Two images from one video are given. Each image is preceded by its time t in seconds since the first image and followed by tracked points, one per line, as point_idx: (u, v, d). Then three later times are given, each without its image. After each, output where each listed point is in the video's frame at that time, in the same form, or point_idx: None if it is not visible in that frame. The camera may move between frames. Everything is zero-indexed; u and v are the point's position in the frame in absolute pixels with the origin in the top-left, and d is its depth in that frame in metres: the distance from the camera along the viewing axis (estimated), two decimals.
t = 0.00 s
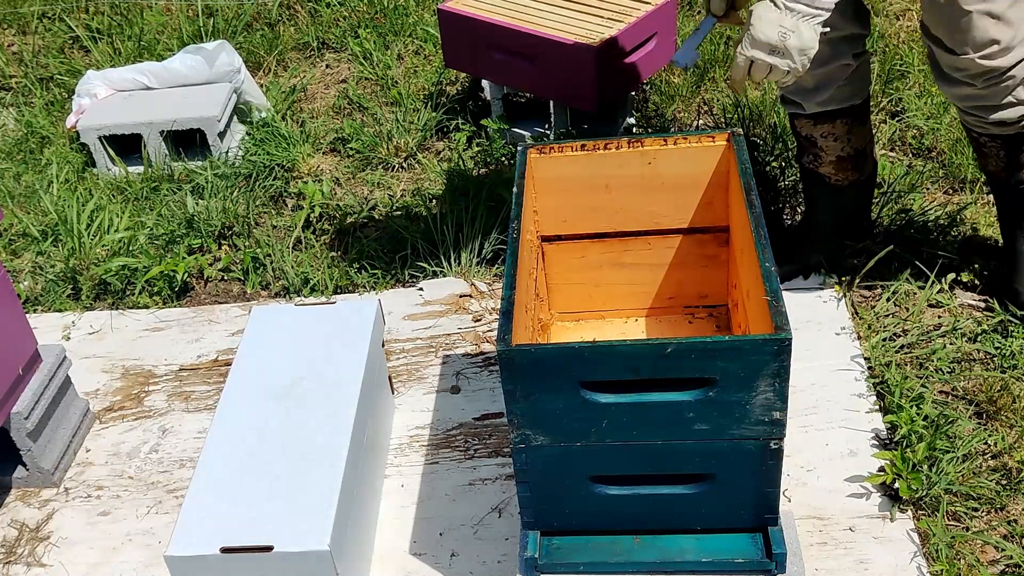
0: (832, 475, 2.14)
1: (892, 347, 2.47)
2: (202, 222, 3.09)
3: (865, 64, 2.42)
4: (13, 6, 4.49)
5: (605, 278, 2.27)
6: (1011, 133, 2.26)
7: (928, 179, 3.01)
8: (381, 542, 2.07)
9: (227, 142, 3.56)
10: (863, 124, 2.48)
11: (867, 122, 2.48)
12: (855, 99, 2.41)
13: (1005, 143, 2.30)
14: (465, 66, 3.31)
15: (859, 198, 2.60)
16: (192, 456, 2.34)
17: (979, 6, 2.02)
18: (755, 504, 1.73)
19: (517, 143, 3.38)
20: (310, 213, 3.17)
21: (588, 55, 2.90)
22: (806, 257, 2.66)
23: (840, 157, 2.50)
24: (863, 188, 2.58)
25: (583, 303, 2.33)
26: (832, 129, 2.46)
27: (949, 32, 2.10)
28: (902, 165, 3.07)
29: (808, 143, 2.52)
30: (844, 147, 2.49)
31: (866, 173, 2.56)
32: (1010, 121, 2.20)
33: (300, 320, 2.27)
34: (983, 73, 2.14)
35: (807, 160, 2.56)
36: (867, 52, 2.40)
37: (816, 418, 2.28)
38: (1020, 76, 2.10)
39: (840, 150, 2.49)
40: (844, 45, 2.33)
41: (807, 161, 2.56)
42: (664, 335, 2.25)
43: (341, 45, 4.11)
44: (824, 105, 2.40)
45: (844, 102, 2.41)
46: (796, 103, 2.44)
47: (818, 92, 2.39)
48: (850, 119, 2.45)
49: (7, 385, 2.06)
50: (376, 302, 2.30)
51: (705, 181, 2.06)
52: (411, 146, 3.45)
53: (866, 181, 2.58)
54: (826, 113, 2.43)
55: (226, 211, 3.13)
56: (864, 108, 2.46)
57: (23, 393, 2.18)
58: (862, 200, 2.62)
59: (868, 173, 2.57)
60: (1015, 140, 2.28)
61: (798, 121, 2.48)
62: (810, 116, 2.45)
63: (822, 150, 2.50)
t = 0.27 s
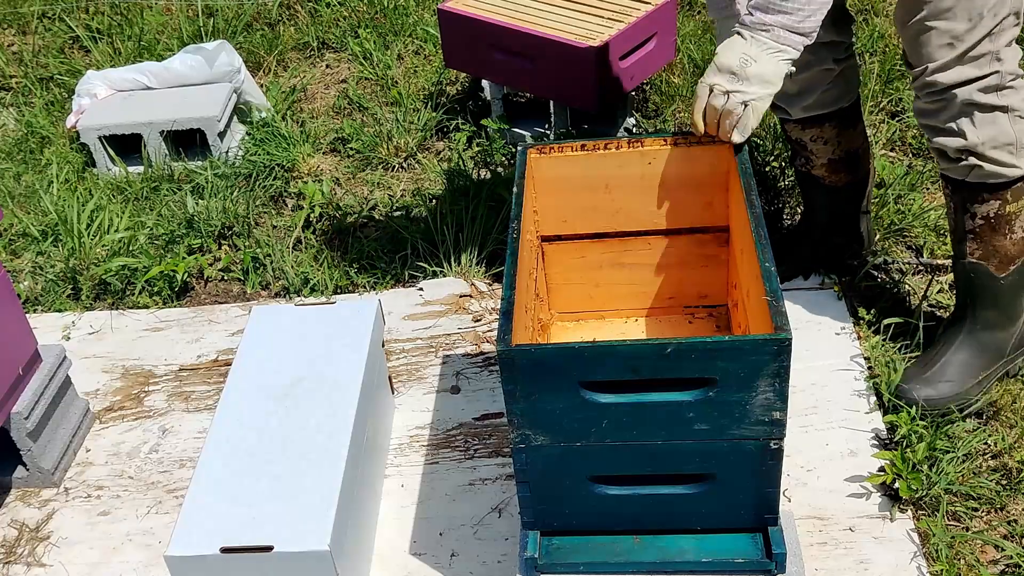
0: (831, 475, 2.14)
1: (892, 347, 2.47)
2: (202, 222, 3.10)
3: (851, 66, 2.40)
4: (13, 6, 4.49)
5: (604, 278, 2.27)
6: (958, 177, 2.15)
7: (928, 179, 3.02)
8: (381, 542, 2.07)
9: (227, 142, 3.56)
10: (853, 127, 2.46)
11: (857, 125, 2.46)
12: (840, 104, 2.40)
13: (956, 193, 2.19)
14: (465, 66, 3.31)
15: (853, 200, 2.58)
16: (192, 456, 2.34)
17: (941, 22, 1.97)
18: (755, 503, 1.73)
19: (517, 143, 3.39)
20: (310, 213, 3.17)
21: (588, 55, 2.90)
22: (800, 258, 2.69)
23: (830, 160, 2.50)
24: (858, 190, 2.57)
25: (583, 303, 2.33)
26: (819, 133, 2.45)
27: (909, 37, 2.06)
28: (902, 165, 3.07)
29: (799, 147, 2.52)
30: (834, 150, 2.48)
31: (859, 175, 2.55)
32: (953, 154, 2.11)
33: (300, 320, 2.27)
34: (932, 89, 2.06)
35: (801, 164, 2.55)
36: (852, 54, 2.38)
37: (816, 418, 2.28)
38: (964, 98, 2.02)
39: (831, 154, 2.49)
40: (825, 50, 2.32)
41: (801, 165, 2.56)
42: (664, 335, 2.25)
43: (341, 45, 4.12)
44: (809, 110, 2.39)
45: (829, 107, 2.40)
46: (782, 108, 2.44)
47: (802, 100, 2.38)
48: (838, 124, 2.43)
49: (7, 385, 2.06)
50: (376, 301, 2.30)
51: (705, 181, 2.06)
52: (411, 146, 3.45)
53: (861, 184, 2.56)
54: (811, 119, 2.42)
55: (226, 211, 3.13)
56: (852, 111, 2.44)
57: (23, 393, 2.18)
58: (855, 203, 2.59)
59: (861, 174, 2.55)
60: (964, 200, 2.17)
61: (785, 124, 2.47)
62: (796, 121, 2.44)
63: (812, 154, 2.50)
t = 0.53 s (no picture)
0: (831, 475, 2.14)
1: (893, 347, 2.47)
2: (202, 222, 3.09)
3: (855, 78, 2.36)
4: (13, 6, 4.49)
5: (604, 278, 2.27)
6: (962, 203, 2.13)
7: (928, 178, 3.02)
8: (381, 541, 2.07)
9: (227, 142, 3.56)
10: (856, 136, 2.46)
11: (861, 133, 2.46)
12: (843, 116, 2.39)
13: (962, 218, 2.17)
14: (465, 66, 3.31)
15: (854, 204, 2.59)
16: (192, 456, 2.34)
17: (960, 47, 1.94)
18: (755, 503, 1.73)
19: (517, 143, 3.39)
20: (310, 213, 3.17)
21: (588, 55, 2.90)
22: (798, 259, 2.71)
23: (833, 167, 2.50)
24: (860, 195, 2.58)
25: (583, 303, 2.32)
26: (822, 143, 2.45)
27: (922, 57, 2.03)
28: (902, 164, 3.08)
29: (802, 153, 2.52)
30: (836, 158, 2.48)
31: (861, 182, 2.55)
32: (956, 183, 2.09)
33: (300, 320, 2.27)
34: (941, 115, 2.04)
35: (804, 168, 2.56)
36: (856, 66, 2.34)
37: (816, 418, 2.28)
38: (969, 130, 1.99)
39: (833, 161, 2.49)
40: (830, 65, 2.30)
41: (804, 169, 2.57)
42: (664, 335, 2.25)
43: (341, 45, 4.11)
44: (812, 122, 2.40)
45: (833, 118, 2.40)
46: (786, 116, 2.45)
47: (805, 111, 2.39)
48: (840, 134, 2.43)
49: (7, 385, 2.06)
50: (376, 301, 2.30)
51: (705, 181, 2.06)
52: (411, 146, 3.46)
53: (864, 189, 2.57)
54: (815, 129, 2.43)
55: (226, 211, 3.13)
56: (856, 121, 2.44)
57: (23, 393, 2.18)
58: (855, 206, 2.60)
59: (863, 181, 2.56)
60: (968, 224, 2.14)
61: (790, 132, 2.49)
62: (800, 130, 2.45)
63: (814, 160, 2.51)
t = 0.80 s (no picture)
0: (832, 475, 2.14)
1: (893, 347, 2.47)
2: (202, 222, 3.09)
3: (877, 85, 2.34)
4: (13, 6, 4.49)
5: (604, 278, 2.27)
6: (980, 220, 2.11)
7: (928, 178, 3.02)
8: (381, 541, 2.07)
9: (227, 142, 3.56)
10: (869, 141, 2.44)
11: (874, 138, 2.44)
12: (859, 120, 2.38)
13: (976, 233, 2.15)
14: (465, 66, 3.31)
15: (859, 208, 2.59)
16: (192, 456, 2.34)
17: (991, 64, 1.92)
18: (755, 503, 1.73)
19: (517, 143, 3.39)
20: (310, 213, 3.17)
21: (588, 55, 2.91)
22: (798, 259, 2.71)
23: (842, 169, 2.50)
24: (868, 198, 2.57)
25: (583, 302, 2.32)
26: (834, 144, 2.46)
27: (951, 74, 2.03)
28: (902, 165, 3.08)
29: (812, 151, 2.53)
30: (846, 160, 2.48)
31: (870, 187, 2.55)
32: (976, 202, 2.08)
33: (300, 320, 2.27)
34: (966, 132, 2.03)
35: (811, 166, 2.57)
36: (881, 74, 2.32)
37: (816, 418, 2.28)
38: (993, 151, 1.97)
39: (843, 163, 2.49)
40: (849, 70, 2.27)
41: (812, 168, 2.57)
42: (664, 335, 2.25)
43: (341, 45, 4.11)
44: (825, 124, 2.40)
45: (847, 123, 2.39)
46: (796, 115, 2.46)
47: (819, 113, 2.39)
48: (852, 137, 2.43)
49: (7, 385, 2.06)
50: (376, 301, 2.30)
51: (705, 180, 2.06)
52: (411, 146, 3.46)
53: (873, 193, 2.57)
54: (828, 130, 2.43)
55: (226, 211, 3.13)
56: (871, 126, 2.42)
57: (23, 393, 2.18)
58: (861, 210, 2.60)
59: (873, 187, 2.55)
60: (984, 239, 2.12)
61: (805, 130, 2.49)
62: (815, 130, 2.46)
63: (825, 160, 2.52)
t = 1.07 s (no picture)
0: (832, 475, 2.14)
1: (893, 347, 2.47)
2: (202, 222, 3.10)
3: (882, 89, 2.34)
4: (13, 6, 4.49)
5: (605, 278, 2.27)
6: (970, 231, 2.11)
7: (928, 178, 3.02)
8: (381, 541, 2.07)
9: (227, 142, 3.56)
10: (873, 143, 2.44)
11: (877, 141, 2.44)
12: (863, 121, 2.37)
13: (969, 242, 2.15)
14: (465, 66, 3.31)
15: (860, 209, 2.58)
16: (192, 456, 2.34)
17: (977, 78, 1.91)
18: (755, 503, 1.73)
19: (517, 143, 3.39)
20: (310, 213, 3.17)
21: (588, 55, 2.91)
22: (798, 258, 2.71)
23: (844, 169, 2.49)
24: (869, 200, 2.57)
25: (583, 302, 2.32)
26: (838, 144, 2.45)
27: (936, 87, 2.02)
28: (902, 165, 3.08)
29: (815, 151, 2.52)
30: (849, 160, 2.47)
31: (873, 189, 2.54)
32: (964, 214, 2.09)
33: (300, 319, 2.27)
34: (950, 147, 2.02)
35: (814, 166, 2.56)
36: (886, 78, 2.31)
37: (816, 418, 2.28)
38: (977, 167, 1.98)
39: (845, 163, 2.48)
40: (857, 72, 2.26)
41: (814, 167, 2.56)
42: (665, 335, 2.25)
43: (341, 45, 4.11)
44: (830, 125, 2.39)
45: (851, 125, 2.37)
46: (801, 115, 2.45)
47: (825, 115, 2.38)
48: (857, 138, 2.42)
49: (7, 385, 2.06)
50: (376, 301, 2.30)
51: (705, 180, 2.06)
52: (411, 146, 3.46)
53: (874, 195, 2.56)
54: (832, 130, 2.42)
55: (226, 211, 3.13)
56: (875, 129, 2.41)
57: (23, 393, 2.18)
58: (862, 211, 2.59)
59: (875, 189, 2.55)
60: (976, 249, 2.12)
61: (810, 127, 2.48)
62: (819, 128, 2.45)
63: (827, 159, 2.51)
